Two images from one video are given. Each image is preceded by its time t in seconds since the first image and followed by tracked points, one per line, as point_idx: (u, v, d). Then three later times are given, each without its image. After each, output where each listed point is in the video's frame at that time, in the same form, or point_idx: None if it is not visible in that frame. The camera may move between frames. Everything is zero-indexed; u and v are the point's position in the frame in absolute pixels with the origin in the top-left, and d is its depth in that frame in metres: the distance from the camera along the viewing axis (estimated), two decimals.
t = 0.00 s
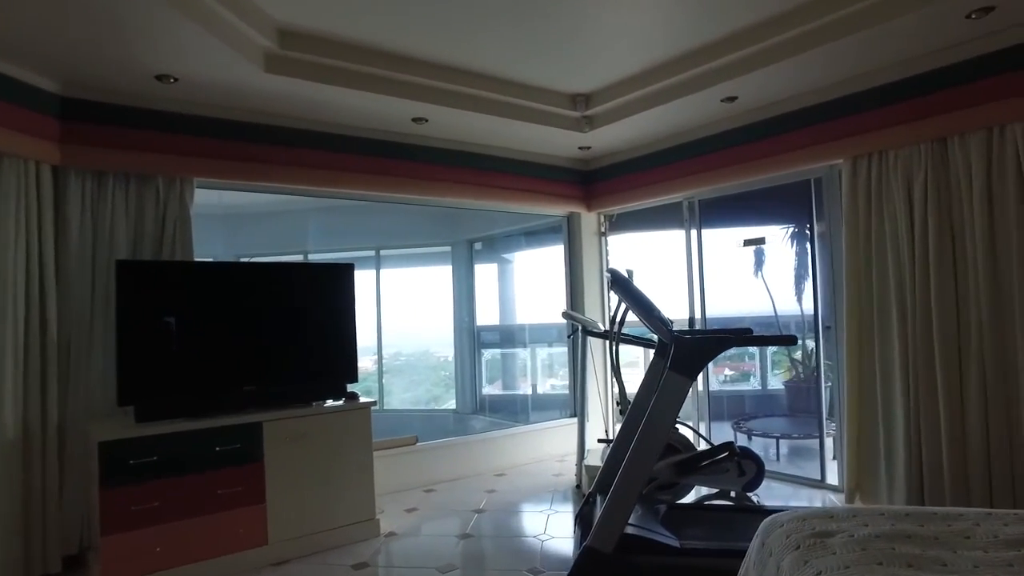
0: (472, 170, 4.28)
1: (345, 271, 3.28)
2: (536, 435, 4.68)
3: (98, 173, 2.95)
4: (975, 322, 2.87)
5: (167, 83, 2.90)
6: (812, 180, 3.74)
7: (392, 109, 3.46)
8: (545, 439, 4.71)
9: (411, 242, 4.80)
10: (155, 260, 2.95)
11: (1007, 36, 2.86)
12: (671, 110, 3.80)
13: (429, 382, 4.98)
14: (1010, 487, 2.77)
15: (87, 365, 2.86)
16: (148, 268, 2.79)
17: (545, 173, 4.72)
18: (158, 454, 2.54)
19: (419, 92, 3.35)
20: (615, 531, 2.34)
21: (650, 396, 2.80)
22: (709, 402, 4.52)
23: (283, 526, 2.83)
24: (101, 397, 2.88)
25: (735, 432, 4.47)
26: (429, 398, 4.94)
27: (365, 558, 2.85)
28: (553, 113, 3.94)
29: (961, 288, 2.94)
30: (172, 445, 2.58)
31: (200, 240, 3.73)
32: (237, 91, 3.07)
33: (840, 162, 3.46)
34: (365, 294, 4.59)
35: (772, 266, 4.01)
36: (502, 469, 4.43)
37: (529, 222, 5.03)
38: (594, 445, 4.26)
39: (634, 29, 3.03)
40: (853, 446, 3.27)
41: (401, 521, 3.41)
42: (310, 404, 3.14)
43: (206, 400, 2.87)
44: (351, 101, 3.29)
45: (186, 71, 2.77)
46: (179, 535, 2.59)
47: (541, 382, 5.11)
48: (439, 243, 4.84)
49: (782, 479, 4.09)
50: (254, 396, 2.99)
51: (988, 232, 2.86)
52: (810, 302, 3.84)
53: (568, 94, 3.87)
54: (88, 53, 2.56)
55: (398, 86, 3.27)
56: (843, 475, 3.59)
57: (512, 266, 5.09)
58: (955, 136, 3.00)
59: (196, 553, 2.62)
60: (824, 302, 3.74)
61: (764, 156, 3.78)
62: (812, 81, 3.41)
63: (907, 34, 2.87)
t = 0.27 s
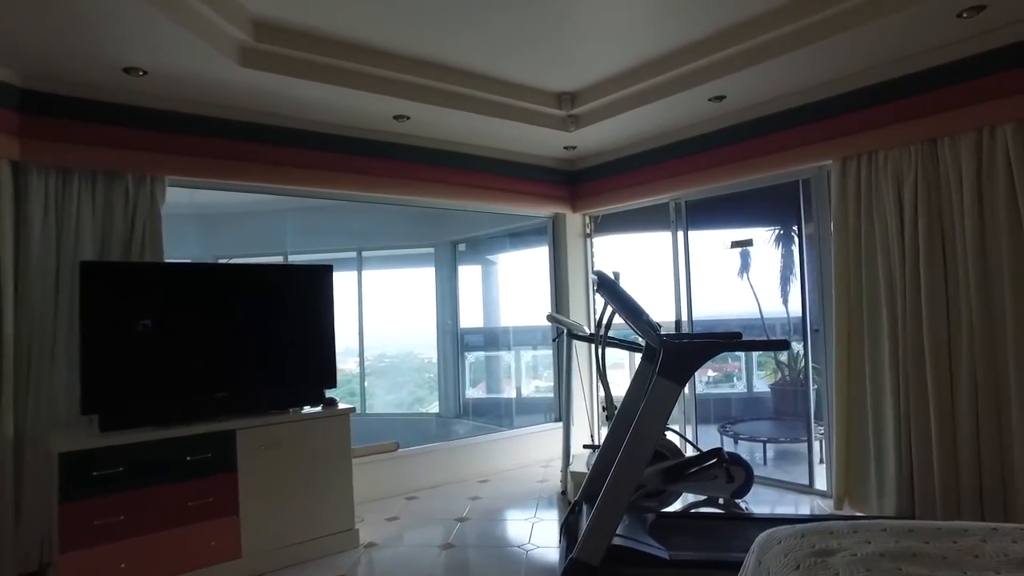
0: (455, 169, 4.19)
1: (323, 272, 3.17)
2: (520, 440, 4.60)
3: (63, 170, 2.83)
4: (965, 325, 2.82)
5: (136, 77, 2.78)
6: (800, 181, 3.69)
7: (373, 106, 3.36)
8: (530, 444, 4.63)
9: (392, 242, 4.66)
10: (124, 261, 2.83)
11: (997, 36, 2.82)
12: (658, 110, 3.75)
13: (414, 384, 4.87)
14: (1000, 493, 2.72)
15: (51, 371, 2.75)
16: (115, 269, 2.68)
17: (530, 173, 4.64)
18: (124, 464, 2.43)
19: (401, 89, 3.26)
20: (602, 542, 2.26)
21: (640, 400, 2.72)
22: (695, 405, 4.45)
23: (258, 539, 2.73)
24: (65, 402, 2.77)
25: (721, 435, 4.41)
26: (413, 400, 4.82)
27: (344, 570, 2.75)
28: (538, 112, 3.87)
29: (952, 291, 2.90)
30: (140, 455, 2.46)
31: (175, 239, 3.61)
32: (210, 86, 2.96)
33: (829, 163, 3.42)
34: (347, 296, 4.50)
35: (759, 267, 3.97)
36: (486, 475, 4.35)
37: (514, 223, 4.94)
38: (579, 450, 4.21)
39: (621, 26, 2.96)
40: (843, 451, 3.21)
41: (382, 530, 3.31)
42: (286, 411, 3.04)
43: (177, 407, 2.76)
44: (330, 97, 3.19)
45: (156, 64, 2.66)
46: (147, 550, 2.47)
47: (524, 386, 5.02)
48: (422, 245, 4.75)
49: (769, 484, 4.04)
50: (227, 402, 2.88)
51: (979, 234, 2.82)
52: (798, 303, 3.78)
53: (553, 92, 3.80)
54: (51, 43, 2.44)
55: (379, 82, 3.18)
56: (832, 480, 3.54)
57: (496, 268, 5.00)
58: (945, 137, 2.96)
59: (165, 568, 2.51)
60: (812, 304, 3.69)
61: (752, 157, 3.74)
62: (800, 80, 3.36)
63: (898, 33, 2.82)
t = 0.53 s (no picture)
0: (441, 169, 4.12)
1: (305, 275, 3.09)
2: (507, 444, 4.52)
3: (32, 167, 2.71)
4: (959, 329, 2.78)
5: (108, 70, 2.68)
6: (791, 183, 3.65)
7: (357, 104, 3.28)
8: (517, 449, 4.56)
9: (378, 245, 4.58)
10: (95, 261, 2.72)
11: (990, 37, 2.79)
12: (647, 110, 3.70)
13: (398, 386, 4.73)
14: (994, 499, 2.68)
15: (17, 375, 2.64)
16: (85, 269, 2.56)
17: (517, 174, 4.58)
18: (93, 475, 2.32)
19: (385, 87, 3.18)
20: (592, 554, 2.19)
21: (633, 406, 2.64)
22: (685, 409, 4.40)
23: (235, 550, 2.64)
24: (32, 408, 2.66)
25: (711, 440, 4.34)
26: (399, 403, 4.70)
27: None
28: (526, 111, 3.80)
29: (945, 294, 2.86)
30: (110, 465, 2.36)
31: (153, 240, 3.49)
32: (187, 81, 2.86)
33: (821, 164, 3.38)
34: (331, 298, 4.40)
35: (749, 270, 3.92)
36: (472, 481, 4.26)
37: (501, 224, 4.89)
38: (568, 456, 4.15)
39: (610, 24, 2.91)
40: (836, 456, 3.15)
41: (366, 539, 3.23)
42: (266, 418, 2.94)
43: (150, 415, 2.66)
44: (312, 94, 3.11)
45: (130, 57, 2.57)
46: (118, 565, 2.37)
47: (512, 390, 4.97)
48: (408, 247, 4.67)
49: (759, 488, 3.99)
50: (205, 409, 2.79)
51: (973, 236, 2.79)
52: (791, 306, 3.72)
53: (541, 92, 3.74)
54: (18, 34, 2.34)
55: (363, 79, 3.10)
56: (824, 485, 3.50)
57: (484, 270, 4.94)
58: (937, 139, 2.92)
59: None
60: (803, 308, 3.64)
61: (743, 158, 3.69)
62: (792, 80, 3.32)
63: (891, 33, 2.79)
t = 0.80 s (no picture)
0: (429, 168, 4.06)
1: (291, 275, 3.01)
2: (496, 447, 4.45)
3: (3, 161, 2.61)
4: (955, 329, 2.75)
5: (84, 61, 2.59)
6: (784, 182, 3.61)
7: (343, 99, 3.21)
8: (506, 452, 4.49)
9: (365, 247, 4.51)
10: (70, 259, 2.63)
11: (986, 35, 2.76)
12: (639, 107, 3.65)
13: (387, 389, 4.65)
14: (990, 504, 2.64)
15: None
16: (59, 268, 2.47)
17: (507, 173, 4.52)
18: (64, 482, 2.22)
19: (371, 82, 3.11)
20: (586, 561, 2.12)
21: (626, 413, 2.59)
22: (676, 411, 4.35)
23: (215, 558, 2.55)
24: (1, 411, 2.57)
25: (702, 442, 4.29)
26: (387, 405, 4.62)
27: None
28: (516, 108, 3.74)
29: (941, 295, 2.82)
30: (83, 471, 2.26)
31: (133, 237, 3.39)
32: (167, 73, 2.78)
33: (815, 163, 3.34)
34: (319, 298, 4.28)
35: (741, 271, 3.87)
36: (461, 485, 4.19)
37: (490, 223, 4.83)
38: (558, 459, 4.09)
39: (602, 19, 2.85)
40: (830, 459, 3.11)
41: (351, 545, 3.15)
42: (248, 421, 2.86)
43: (127, 418, 2.57)
44: (297, 88, 3.03)
45: (107, 47, 2.48)
46: None
47: (502, 392, 4.91)
48: (396, 246, 4.59)
49: (751, 491, 3.95)
50: (184, 412, 2.71)
51: (969, 237, 2.75)
52: (783, 307, 3.67)
53: (532, 89, 3.67)
54: None
55: (349, 73, 3.03)
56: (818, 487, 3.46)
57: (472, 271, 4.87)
58: (933, 138, 2.89)
59: None
60: (796, 309, 3.60)
61: (736, 157, 3.65)
62: (786, 78, 3.28)
63: (887, 30, 2.75)
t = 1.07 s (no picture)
0: (418, 165, 3.98)
1: (277, 274, 2.92)
2: (485, 450, 4.37)
3: None
4: (953, 329, 2.71)
5: (58, 49, 2.49)
6: (779, 182, 3.57)
7: (330, 93, 3.12)
8: (496, 456, 4.41)
9: (350, 247, 4.44)
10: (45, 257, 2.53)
11: (985, 33, 2.72)
12: (632, 105, 3.59)
13: (373, 390, 4.62)
14: (990, 509, 2.60)
15: None
16: (33, 266, 2.38)
17: (497, 172, 4.44)
18: (34, 491, 2.12)
19: (359, 75, 3.02)
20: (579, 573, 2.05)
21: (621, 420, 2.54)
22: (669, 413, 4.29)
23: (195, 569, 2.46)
24: None
25: (694, 445, 4.24)
26: (374, 406, 4.58)
27: None
28: (507, 105, 3.67)
29: (939, 295, 2.78)
30: (55, 478, 2.16)
31: (112, 234, 3.27)
32: (146, 63, 2.68)
33: (811, 162, 3.29)
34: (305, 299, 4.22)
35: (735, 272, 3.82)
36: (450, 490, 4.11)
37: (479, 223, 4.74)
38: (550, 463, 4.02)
39: (596, 13, 2.78)
40: (827, 463, 3.06)
41: (337, 553, 3.06)
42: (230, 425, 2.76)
43: (103, 424, 2.47)
44: (282, 81, 2.94)
45: (81, 35, 2.38)
46: None
47: (491, 394, 4.81)
48: (383, 246, 4.51)
49: (745, 494, 3.87)
50: (164, 416, 2.61)
51: (967, 237, 2.71)
52: (778, 309, 3.62)
53: (523, 85, 3.60)
54: None
55: (336, 65, 2.94)
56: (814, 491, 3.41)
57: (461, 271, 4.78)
58: (931, 137, 2.84)
59: None
60: (789, 310, 3.56)
61: (731, 156, 3.60)
62: (782, 75, 3.23)
63: (885, 27, 2.70)
